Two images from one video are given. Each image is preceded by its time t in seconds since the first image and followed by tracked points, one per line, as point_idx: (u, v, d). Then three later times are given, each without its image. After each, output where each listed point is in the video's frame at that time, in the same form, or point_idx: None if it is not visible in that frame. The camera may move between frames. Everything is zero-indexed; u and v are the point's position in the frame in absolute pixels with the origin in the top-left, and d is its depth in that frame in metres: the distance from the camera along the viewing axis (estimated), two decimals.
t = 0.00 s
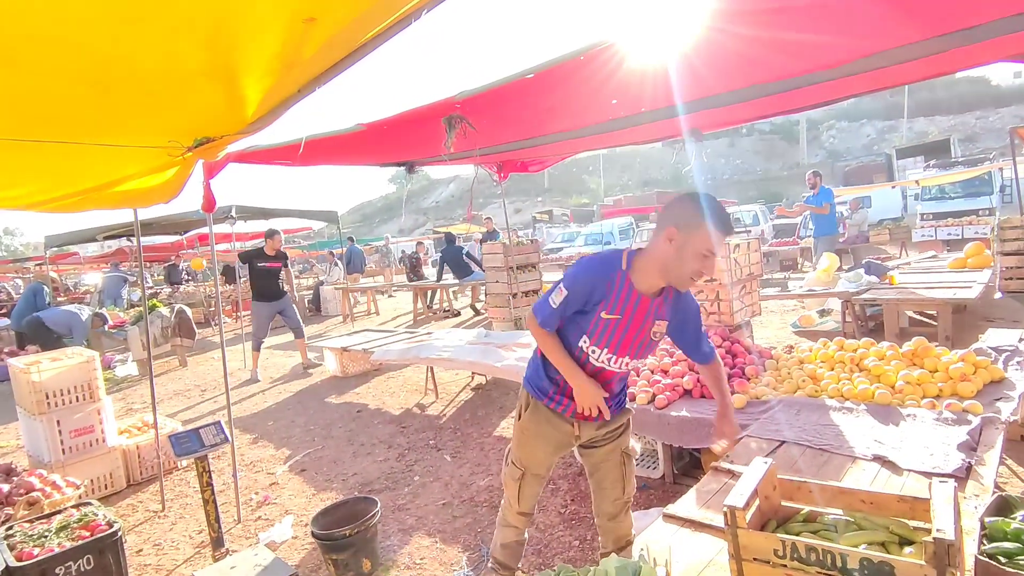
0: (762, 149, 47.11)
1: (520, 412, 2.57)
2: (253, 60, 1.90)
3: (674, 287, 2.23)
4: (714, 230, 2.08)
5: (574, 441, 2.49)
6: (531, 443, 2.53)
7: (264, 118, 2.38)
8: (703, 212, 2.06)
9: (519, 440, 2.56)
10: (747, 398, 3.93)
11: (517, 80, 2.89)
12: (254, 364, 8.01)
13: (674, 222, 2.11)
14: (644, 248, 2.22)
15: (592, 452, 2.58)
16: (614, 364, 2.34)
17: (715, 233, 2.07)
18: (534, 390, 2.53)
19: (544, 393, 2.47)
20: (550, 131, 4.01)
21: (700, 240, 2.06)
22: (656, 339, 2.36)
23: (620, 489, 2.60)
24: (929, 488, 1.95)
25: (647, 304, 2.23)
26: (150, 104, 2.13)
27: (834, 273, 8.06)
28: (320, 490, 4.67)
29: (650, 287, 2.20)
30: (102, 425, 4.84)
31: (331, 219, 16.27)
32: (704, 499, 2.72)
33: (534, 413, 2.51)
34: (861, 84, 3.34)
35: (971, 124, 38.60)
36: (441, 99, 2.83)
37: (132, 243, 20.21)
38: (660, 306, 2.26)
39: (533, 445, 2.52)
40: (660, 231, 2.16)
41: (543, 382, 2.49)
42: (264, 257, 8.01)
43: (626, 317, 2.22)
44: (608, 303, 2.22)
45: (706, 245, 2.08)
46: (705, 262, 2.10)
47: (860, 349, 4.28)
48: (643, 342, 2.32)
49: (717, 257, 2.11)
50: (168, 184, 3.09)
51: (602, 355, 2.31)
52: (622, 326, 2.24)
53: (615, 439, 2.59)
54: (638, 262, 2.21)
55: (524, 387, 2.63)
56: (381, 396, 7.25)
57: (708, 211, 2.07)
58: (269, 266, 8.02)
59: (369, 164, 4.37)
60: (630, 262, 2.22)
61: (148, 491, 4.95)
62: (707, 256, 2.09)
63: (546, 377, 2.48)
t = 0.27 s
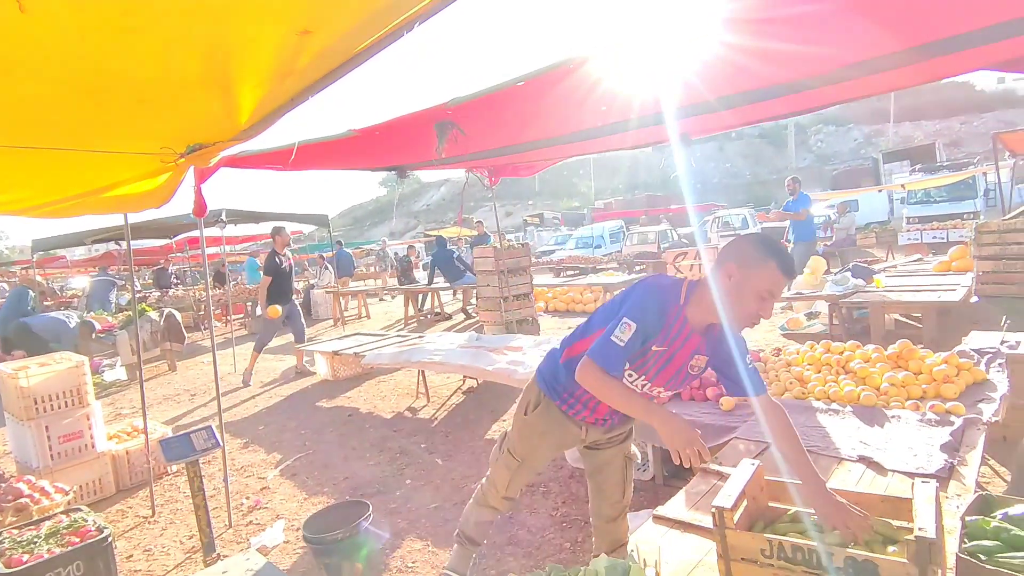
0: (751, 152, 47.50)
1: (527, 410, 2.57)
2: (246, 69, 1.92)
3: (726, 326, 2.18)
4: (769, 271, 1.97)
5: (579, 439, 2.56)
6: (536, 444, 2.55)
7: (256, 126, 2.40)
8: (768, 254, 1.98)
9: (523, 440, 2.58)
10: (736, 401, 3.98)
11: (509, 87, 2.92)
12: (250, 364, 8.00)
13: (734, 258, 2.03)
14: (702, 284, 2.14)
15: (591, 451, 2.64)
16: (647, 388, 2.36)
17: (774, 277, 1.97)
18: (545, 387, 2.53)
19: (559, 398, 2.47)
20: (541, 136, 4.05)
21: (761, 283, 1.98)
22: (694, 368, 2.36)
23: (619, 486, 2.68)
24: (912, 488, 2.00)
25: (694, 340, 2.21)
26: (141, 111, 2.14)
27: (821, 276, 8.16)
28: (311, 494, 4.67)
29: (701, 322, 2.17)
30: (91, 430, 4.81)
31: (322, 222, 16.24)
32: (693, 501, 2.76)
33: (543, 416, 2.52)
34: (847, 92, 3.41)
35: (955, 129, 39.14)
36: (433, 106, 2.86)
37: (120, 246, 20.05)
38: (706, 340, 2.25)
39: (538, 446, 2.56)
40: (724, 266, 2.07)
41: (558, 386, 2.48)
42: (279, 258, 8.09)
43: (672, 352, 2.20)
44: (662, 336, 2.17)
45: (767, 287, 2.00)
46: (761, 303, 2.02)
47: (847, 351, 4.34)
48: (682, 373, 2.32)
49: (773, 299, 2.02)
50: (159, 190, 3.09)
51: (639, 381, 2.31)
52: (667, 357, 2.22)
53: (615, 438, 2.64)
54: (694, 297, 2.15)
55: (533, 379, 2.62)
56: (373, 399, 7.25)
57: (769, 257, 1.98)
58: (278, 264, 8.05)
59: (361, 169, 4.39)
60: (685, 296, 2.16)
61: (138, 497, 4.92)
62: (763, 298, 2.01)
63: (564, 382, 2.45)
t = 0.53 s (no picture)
0: (733, 159, 48.07)
1: (531, 410, 2.61)
2: (247, 76, 1.95)
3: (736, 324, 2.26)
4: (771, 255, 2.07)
5: (580, 441, 2.61)
6: (538, 443, 2.60)
7: (252, 132, 2.42)
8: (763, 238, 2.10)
9: (525, 439, 2.61)
10: (721, 403, 4.05)
11: (500, 94, 2.97)
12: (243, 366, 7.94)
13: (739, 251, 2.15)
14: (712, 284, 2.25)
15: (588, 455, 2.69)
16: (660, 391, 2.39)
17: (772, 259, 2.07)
18: (552, 387, 2.58)
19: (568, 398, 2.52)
20: (530, 142, 4.10)
21: (761, 269, 2.08)
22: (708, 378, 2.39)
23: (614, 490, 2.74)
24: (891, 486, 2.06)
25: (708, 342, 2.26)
26: (139, 116, 2.16)
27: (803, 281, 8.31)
28: (299, 499, 4.65)
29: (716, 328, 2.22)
30: (73, 436, 4.74)
31: (306, 226, 16.14)
32: (680, 501, 2.81)
33: (547, 416, 2.57)
34: (829, 101, 3.50)
35: (931, 136, 39.96)
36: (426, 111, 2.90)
37: (99, 250, 19.73)
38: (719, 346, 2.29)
39: (540, 445, 2.60)
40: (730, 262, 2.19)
41: (568, 388, 2.52)
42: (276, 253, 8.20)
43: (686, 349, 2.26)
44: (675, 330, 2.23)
45: (771, 274, 2.08)
46: (763, 289, 2.11)
47: (828, 354, 4.44)
48: (695, 378, 2.35)
49: (774, 286, 2.10)
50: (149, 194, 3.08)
51: (653, 382, 2.35)
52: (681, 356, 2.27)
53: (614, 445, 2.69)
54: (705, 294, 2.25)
55: (539, 379, 2.66)
56: (359, 404, 7.23)
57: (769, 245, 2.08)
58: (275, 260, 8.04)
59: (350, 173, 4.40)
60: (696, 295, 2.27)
61: (121, 503, 4.86)
62: (762, 283, 2.10)
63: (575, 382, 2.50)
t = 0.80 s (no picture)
0: (715, 166, 48.68)
1: (527, 411, 2.63)
2: (251, 87, 1.98)
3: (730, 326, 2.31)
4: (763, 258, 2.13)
5: (575, 444, 2.63)
6: (533, 445, 2.61)
7: (249, 143, 2.43)
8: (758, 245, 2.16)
9: (520, 439, 2.63)
10: (707, 408, 4.12)
11: (494, 105, 3.01)
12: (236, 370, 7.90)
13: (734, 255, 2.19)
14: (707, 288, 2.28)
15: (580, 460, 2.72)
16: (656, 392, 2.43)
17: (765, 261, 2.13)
18: (549, 389, 2.59)
19: (565, 400, 2.54)
20: (520, 151, 4.14)
21: (755, 272, 2.13)
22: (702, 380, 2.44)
23: (606, 494, 2.77)
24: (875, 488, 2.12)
25: (703, 347, 2.31)
26: (138, 123, 2.16)
27: (784, 288, 8.43)
28: (285, 506, 4.61)
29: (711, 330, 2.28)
30: (53, 443, 4.66)
31: (290, 231, 16.02)
32: (669, 505, 2.86)
33: (544, 418, 2.59)
34: (812, 113, 3.59)
35: (907, 146, 40.86)
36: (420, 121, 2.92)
37: (76, 253, 19.41)
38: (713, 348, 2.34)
39: (535, 447, 2.62)
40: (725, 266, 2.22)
41: (564, 390, 2.54)
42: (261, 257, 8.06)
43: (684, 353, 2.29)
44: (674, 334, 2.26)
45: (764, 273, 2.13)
46: (757, 290, 2.15)
47: (810, 360, 4.54)
48: (692, 383, 2.41)
49: (767, 288, 2.15)
50: (140, 200, 3.06)
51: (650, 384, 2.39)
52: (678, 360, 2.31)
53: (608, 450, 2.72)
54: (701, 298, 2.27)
55: (535, 381, 2.68)
56: (345, 410, 7.19)
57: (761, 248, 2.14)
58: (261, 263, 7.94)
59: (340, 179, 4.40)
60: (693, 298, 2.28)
61: (102, 512, 4.78)
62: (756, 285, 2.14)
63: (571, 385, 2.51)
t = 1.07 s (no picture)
0: (701, 174, 49.17)
1: (518, 414, 2.63)
2: (247, 95, 1.98)
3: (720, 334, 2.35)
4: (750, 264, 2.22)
5: (564, 448, 2.64)
6: (523, 450, 2.61)
7: (242, 149, 2.43)
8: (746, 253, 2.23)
9: (510, 442, 2.62)
10: (694, 415, 4.15)
11: (487, 114, 3.02)
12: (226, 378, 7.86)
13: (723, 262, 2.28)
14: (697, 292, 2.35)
15: (569, 466, 2.72)
16: (643, 395, 2.44)
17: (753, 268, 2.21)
18: (539, 392, 2.61)
19: (553, 401, 2.56)
20: (511, 158, 4.16)
21: (742, 273, 2.21)
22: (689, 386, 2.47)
23: (594, 501, 2.78)
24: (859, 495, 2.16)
25: (691, 349, 2.32)
26: (131, 129, 2.15)
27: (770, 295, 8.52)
28: (270, 514, 4.57)
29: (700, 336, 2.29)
30: (33, 450, 4.57)
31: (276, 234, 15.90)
32: (658, 511, 2.87)
33: (534, 422, 2.60)
34: (798, 125, 3.65)
35: (888, 156, 41.58)
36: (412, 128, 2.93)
37: (57, 256, 19.11)
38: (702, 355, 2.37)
39: (524, 453, 2.61)
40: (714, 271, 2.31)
41: (553, 392, 2.57)
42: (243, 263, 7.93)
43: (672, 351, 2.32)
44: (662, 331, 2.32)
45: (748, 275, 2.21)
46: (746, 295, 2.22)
47: (796, 367, 4.59)
48: (678, 386, 2.44)
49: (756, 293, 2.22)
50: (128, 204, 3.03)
51: (637, 384, 2.41)
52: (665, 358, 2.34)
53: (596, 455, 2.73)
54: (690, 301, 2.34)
55: (526, 385, 2.69)
56: (331, 416, 7.14)
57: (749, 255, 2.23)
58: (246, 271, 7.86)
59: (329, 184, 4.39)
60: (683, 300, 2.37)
61: (83, 520, 4.70)
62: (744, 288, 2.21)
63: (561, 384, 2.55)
